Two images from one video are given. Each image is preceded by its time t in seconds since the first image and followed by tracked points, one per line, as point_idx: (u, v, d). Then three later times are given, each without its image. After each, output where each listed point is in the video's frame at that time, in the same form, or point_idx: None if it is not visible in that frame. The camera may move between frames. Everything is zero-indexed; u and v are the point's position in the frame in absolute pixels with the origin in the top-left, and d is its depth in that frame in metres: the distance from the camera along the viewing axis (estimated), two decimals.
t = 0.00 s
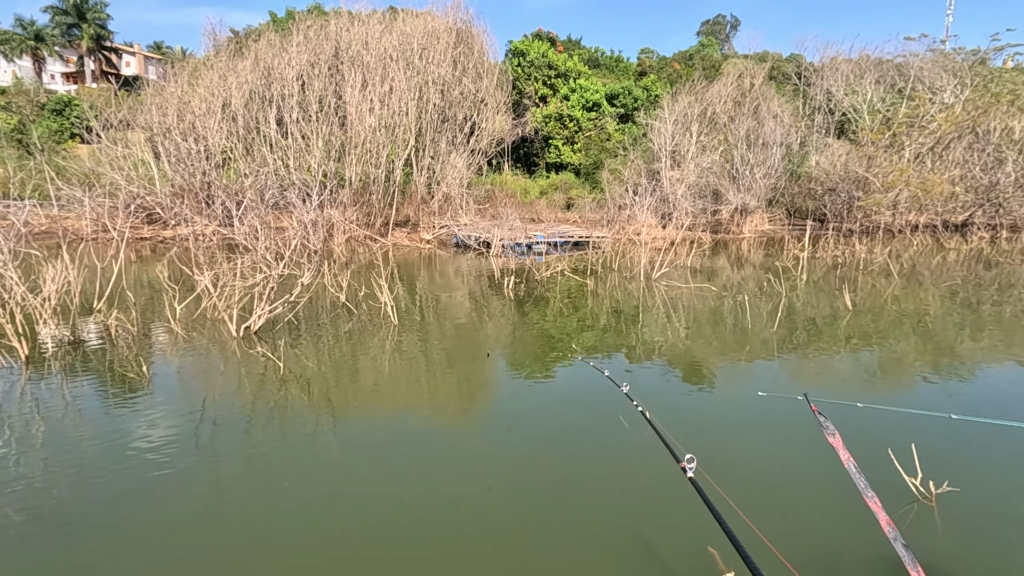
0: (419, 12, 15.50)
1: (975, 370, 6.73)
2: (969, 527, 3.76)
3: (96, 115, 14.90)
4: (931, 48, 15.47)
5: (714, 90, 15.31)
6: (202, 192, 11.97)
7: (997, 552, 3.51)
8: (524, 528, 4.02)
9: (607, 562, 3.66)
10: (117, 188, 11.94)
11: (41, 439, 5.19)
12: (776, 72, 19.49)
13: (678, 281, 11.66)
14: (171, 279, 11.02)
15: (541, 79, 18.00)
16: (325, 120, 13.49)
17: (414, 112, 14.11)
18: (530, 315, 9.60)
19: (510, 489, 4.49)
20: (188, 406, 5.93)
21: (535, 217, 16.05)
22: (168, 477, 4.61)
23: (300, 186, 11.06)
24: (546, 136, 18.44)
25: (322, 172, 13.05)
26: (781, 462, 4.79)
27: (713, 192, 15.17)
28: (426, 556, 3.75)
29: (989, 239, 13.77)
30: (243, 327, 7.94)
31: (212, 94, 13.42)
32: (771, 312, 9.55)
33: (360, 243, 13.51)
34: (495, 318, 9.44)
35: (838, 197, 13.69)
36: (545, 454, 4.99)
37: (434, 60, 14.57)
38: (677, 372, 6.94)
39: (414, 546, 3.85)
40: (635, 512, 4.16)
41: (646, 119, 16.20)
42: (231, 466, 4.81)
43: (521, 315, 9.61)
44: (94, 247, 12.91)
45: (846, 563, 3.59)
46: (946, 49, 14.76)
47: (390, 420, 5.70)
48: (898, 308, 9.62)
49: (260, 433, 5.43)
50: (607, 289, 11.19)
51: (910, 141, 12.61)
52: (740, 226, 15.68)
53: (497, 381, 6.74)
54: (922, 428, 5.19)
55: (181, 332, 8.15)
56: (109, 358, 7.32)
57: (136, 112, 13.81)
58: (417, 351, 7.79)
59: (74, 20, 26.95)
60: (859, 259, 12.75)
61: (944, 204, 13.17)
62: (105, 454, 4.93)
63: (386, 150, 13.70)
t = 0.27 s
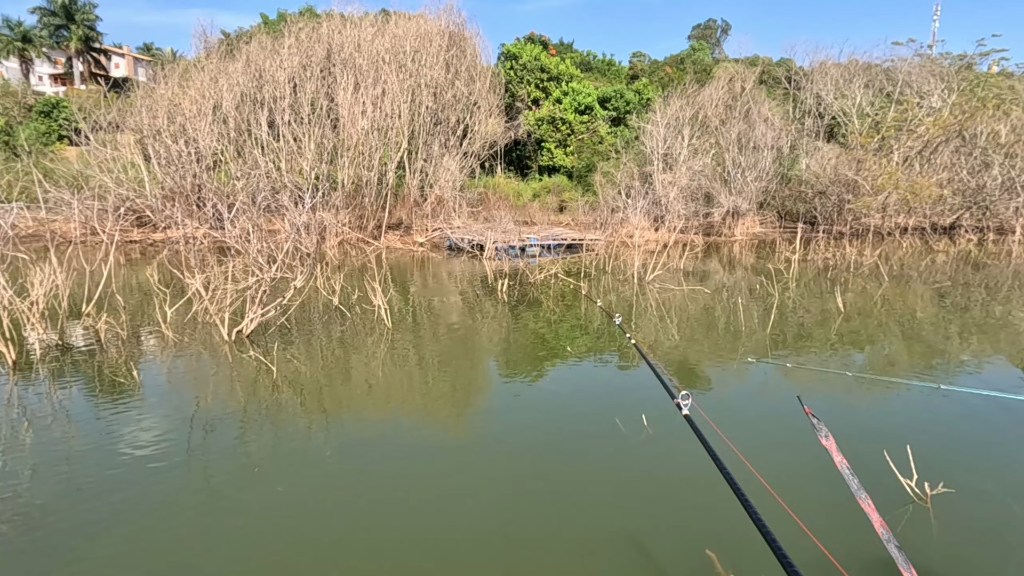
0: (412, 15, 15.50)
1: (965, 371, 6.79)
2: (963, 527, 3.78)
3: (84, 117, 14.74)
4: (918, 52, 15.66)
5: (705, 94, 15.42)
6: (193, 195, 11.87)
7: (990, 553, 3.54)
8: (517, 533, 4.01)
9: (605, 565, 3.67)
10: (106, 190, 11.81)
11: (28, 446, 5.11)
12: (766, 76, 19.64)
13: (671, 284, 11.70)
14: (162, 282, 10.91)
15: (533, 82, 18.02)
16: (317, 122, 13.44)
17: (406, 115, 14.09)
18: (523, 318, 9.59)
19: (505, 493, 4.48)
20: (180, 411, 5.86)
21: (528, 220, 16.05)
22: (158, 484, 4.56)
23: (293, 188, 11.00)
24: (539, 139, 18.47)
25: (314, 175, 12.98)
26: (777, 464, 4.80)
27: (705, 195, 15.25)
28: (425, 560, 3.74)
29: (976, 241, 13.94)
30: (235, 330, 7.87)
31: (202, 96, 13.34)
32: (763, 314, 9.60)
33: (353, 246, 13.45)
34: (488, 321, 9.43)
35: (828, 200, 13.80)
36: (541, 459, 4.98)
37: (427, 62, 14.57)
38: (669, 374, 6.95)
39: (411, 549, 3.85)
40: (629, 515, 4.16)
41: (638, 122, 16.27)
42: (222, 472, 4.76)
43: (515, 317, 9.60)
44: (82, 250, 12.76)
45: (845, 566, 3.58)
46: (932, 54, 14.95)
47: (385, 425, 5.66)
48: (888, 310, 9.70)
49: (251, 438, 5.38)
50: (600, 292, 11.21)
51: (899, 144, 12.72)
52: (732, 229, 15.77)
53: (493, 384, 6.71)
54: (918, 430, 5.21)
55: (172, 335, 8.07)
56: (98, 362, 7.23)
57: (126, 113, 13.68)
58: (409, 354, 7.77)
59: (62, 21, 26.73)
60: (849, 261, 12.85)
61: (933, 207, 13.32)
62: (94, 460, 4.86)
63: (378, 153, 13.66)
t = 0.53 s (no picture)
0: (404, 18, 15.51)
1: (954, 372, 6.86)
2: (958, 529, 3.81)
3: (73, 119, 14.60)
4: (906, 57, 15.87)
5: (697, 98, 15.55)
6: (184, 198, 11.77)
7: (984, 553, 3.57)
8: (511, 536, 4.00)
9: (602, 565, 3.69)
10: (94, 193, 11.68)
11: (14, 453, 5.03)
12: (757, 80, 19.80)
13: (664, 287, 11.74)
14: (152, 286, 10.80)
15: (526, 85, 18.05)
16: (309, 125, 13.38)
17: (399, 118, 14.06)
18: (515, 321, 9.60)
19: (500, 497, 4.46)
20: (171, 416, 5.79)
21: (521, 223, 16.06)
22: (148, 491, 4.49)
23: (284, 191, 10.94)
24: (531, 142, 18.50)
25: (306, 177, 12.91)
26: (773, 466, 4.81)
27: (697, 198, 15.33)
28: (422, 562, 3.75)
29: (964, 244, 14.11)
30: (227, 335, 7.79)
31: (193, 98, 13.25)
32: (755, 316, 9.66)
33: (345, 249, 13.39)
34: (481, 324, 9.43)
35: (818, 203, 13.91)
36: (536, 462, 4.97)
37: (420, 65, 14.58)
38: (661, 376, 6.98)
39: (408, 551, 3.85)
40: (624, 518, 4.16)
41: (630, 126, 16.34)
42: (214, 478, 4.70)
43: (508, 320, 9.60)
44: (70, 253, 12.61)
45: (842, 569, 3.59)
46: (919, 59, 15.16)
47: (379, 428, 5.63)
48: (878, 312, 9.78)
49: (243, 442, 5.33)
50: (594, 295, 11.23)
51: (888, 148, 12.74)
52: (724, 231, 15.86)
53: (487, 387, 6.68)
54: (912, 431, 5.25)
55: (162, 340, 7.97)
56: (87, 367, 7.13)
57: (115, 116, 13.56)
58: (402, 357, 7.74)
59: (50, 23, 26.50)
60: (840, 264, 12.96)
61: (921, 210, 13.46)
62: (82, 467, 4.79)
63: (370, 156, 13.61)
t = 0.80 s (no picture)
0: (397, 20, 15.51)
1: (943, 372, 6.93)
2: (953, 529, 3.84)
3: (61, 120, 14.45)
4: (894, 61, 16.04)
5: (690, 100, 15.69)
6: (174, 200, 11.68)
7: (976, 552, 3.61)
8: (508, 539, 4.00)
9: (601, 567, 3.71)
10: (83, 195, 11.55)
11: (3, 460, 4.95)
12: (747, 83, 19.95)
13: (657, 288, 11.78)
14: (142, 288, 10.69)
15: (518, 87, 18.08)
16: (302, 127, 13.32)
17: (392, 119, 14.03)
18: (509, 323, 9.60)
19: (499, 500, 4.46)
20: (162, 422, 5.72)
21: (514, 225, 16.06)
22: (135, 498, 4.44)
23: (277, 193, 10.88)
24: (524, 144, 18.52)
25: (298, 179, 12.84)
26: (771, 469, 4.81)
27: (690, 200, 15.40)
28: (421, 566, 3.75)
29: (952, 245, 14.26)
30: (220, 338, 7.72)
31: (184, 100, 13.19)
32: (747, 318, 9.71)
33: (338, 252, 13.33)
34: (474, 326, 9.42)
35: (809, 205, 14.02)
36: (534, 465, 4.96)
37: (412, 67, 14.58)
38: (654, 378, 7.00)
39: (407, 556, 3.84)
40: (621, 520, 4.18)
41: (623, 128, 16.41)
42: (207, 484, 4.65)
43: (501, 322, 9.60)
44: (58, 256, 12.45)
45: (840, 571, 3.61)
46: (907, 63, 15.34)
47: (375, 432, 5.60)
48: (869, 313, 9.86)
49: (237, 447, 5.30)
50: (587, 296, 11.25)
51: (878, 151, 12.97)
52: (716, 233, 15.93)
53: (482, 391, 6.66)
54: (908, 432, 5.28)
55: (153, 343, 7.89)
56: (76, 372, 7.05)
57: (104, 117, 13.42)
58: (395, 360, 7.72)
59: (38, 23, 26.27)
60: (831, 265, 13.06)
61: (910, 212, 13.60)
62: (73, 474, 4.73)
63: (363, 158, 13.57)
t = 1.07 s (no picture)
0: (390, 21, 15.49)
1: (934, 372, 7.00)
2: (950, 529, 3.86)
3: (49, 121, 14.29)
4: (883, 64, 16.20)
5: (682, 102, 15.82)
6: (165, 201, 11.57)
7: (971, 551, 3.64)
8: (505, 540, 4.01)
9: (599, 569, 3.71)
10: (72, 196, 11.42)
11: None
12: (739, 85, 20.08)
13: (651, 290, 11.81)
14: (133, 291, 10.58)
15: (511, 89, 18.09)
16: (294, 128, 13.25)
17: (385, 121, 13.99)
18: (502, 324, 9.59)
19: (495, 501, 4.47)
20: (153, 426, 5.65)
21: (508, 227, 16.05)
22: (125, 504, 4.39)
23: (269, 195, 10.81)
24: (517, 146, 18.53)
25: (291, 181, 12.76)
26: (766, 469, 4.84)
27: (682, 202, 15.46)
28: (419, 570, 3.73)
29: (941, 247, 14.40)
30: (213, 341, 7.64)
31: (175, 101, 13.10)
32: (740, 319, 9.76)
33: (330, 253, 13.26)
34: (468, 328, 9.40)
35: (800, 207, 14.12)
36: (530, 466, 4.97)
37: (405, 69, 14.57)
38: (647, 379, 7.02)
39: (404, 560, 3.83)
40: (617, 520, 4.20)
41: (616, 130, 16.46)
42: (200, 490, 4.59)
43: (495, 324, 9.59)
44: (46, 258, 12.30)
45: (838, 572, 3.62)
46: (896, 66, 15.51)
47: (367, 434, 5.58)
48: (860, 314, 9.94)
49: (229, 450, 5.24)
50: (581, 298, 11.25)
51: (868, 152, 13.11)
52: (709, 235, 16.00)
53: (477, 392, 6.65)
54: (901, 432, 5.31)
55: (143, 346, 7.81)
56: (66, 375, 6.97)
57: (93, 118, 13.28)
58: (388, 362, 7.69)
59: (26, 23, 26.00)
60: (823, 266, 13.16)
61: (900, 214, 13.73)
62: (62, 479, 4.66)
63: (356, 160, 13.51)
